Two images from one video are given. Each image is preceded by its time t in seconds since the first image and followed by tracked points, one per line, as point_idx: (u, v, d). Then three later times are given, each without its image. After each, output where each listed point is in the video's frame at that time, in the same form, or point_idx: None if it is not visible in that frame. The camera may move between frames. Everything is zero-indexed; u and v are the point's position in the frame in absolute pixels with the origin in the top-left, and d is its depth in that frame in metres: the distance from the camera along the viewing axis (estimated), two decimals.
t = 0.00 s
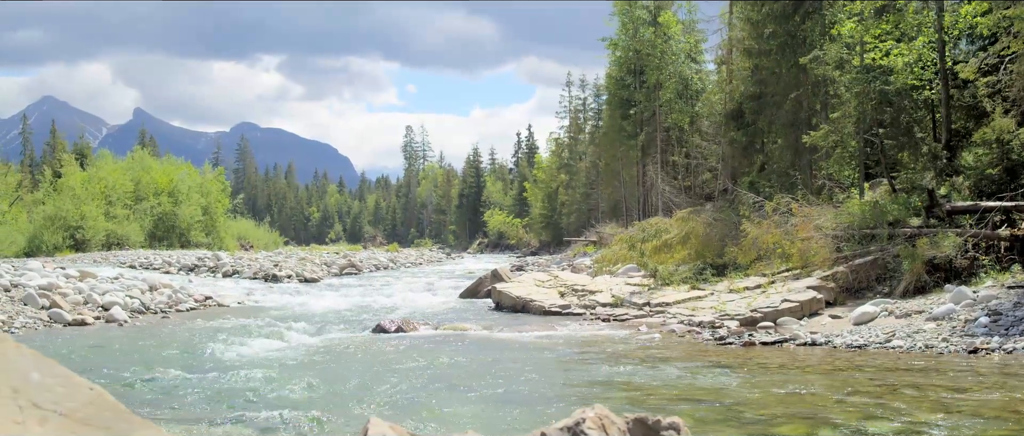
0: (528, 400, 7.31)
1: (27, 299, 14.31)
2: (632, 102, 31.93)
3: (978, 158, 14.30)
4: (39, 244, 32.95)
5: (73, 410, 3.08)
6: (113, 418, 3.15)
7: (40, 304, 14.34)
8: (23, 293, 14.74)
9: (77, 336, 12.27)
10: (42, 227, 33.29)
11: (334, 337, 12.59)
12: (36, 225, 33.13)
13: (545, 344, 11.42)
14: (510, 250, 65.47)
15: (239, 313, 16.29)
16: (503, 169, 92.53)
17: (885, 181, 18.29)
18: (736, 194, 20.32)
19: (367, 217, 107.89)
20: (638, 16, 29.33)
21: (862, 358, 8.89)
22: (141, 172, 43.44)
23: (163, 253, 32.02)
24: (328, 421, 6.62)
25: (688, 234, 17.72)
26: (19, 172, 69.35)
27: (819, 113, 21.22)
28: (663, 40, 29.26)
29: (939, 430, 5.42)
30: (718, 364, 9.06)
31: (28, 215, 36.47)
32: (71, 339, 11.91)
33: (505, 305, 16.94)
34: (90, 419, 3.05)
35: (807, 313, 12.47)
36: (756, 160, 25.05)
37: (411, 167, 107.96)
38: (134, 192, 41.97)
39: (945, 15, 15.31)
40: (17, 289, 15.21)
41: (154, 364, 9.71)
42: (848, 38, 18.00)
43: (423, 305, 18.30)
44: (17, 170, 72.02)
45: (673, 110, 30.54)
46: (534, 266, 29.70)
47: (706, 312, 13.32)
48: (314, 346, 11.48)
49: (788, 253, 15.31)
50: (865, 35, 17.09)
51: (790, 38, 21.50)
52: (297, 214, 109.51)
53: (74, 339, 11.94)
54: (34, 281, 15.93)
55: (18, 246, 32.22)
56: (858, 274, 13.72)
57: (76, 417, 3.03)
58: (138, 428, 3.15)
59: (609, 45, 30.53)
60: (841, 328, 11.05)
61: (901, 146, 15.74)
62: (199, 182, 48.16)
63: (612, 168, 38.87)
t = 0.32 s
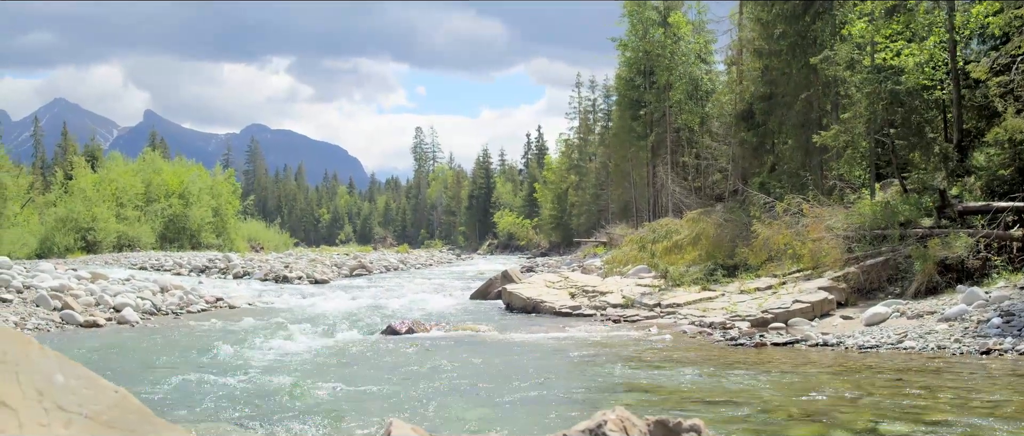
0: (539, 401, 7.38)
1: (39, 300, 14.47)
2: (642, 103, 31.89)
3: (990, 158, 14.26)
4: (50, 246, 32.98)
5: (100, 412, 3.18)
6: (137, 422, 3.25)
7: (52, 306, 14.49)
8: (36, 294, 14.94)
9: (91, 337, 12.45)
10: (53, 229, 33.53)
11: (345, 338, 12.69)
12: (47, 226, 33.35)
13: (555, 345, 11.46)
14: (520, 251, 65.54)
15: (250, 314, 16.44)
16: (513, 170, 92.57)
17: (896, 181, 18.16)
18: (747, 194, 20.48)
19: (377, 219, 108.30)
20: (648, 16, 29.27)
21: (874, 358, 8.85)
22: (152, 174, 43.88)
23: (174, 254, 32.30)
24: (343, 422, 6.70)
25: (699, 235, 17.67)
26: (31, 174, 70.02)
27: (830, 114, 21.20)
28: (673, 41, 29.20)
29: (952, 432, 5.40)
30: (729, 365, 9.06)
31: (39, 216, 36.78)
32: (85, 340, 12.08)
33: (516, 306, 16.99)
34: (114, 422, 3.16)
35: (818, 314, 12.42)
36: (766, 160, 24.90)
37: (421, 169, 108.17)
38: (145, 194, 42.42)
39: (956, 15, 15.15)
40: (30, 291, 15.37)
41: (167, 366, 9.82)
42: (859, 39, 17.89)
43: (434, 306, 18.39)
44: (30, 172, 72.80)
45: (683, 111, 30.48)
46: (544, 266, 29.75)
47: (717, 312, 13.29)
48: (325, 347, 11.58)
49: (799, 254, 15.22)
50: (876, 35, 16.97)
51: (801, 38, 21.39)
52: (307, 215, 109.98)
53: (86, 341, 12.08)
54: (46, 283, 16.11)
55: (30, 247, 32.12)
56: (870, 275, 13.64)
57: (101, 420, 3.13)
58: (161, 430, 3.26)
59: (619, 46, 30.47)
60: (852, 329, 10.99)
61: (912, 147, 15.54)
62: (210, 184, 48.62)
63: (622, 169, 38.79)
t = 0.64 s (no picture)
0: (553, 402, 7.44)
1: (54, 300, 14.68)
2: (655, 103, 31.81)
3: (1006, 158, 14.14)
4: (65, 246, 33.15)
5: (131, 413, 3.31)
6: (168, 423, 3.39)
7: (68, 306, 14.71)
8: (51, 294, 15.15)
9: (107, 337, 12.65)
10: (68, 229, 33.64)
11: (360, 339, 12.82)
12: (62, 227, 33.44)
13: (568, 345, 11.51)
14: (533, 251, 65.56)
15: (262, 314, 16.62)
16: (526, 170, 92.59)
17: (911, 181, 18.10)
18: (761, 194, 20.41)
19: (390, 219, 108.73)
20: (661, 15, 29.22)
21: (889, 359, 8.78)
22: (167, 174, 44.41)
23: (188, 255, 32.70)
24: (365, 421, 6.81)
25: (712, 235, 17.59)
26: (46, 175, 70.92)
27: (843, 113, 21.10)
28: (685, 41, 29.10)
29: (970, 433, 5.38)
30: (742, 365, 9.04)
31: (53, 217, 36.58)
32: (102, 340, 12.28)
33: (529, 306, 17.03)
34: (145, 424, 3.29)
35: (833, 314, 12.33)
36: (780, 160, 24.75)
37: (433, 169, 108.53)
38: (159, 194, 42.94)
39: (972, 14, 14.96)
40: (46, 291, 15.60)
41: (184, 366, 9.96)
42: (872, 38, 17.52)
43: (447, 307, 18.47)
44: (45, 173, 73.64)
45: (695, 111, 29.94)
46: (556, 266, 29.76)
47: (731, 312, 13.25)
48: (340, 347, 11.71)
49: (813, 254, 15.13)
50: (891, 34, 16.63)
51: (814, 38, 21.19)
52: (320, 216, 110.70)
53: (102, 341, 12.28)
54: (62, 283, 16.35)
55: (45, 247, 31.64)
56: (884, 274, 13.53)
57: (131, 421, 3.26)
58: (193, 432, 3.41)
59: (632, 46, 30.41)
60: (867, 329, 10.89)
61: (927, 146, 15.60)
62: (223, 185, 49.18)
63: (635, 169, 38.73)
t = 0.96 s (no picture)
0: (570, 403, 7.50)
1: (74, 301, 14.97)
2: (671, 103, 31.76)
3: None
4: (84, 247, 33.24)
5: (166, 417, 3.44)
6: (203, 426, 3.50)
7: (87, 307, 15.00)
8: (71, 296, 15.42)
9: (127, 338, 12.92)
10: (87, 231, 33.74)
11: (378, 339, 12.97)
12: (81, 228, 33.53)
13: (583, 347, 11.52)
14: (549, 252, 65.49)
15: (280, 316, 16.84)
16: (541, 171, 92.50)
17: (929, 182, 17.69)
18: (778, 194, 20.30)
19: (406, 220, 109.25)
20: (677, 16, 29.17)
21: (908, 360, 8.70)
22: (185, 176, 45.07)
23: (206, 256, 33.16)
24: (386, 422, 6.93)
25: (729, 235, 17.52)
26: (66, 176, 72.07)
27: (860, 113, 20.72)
28: (701, 41, 28.93)
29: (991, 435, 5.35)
30: (760, 367, 9.01)
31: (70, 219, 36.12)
32: (124, 341, 12.55)
33: (546, 307, 17.07)
34: (180, 427, 3.41)
35: (851, 315, 12.21)
36: (797, 160, 24.50)
37: (449, 171, 108.87)
38: (177, 195, 43.66)
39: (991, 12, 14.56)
40: (65, 292, 15.90)
41: (204, 367, 10.15)
42: (891, 38, 17.34)
43: (463, 308, 18.58)
44: (65, 176, 74.86)
45: (712, 111, 29.63)
46: (573, 268, 29.74)
47: (748, 314, 13.18)
48: (358, 348, 11.85)
49: (831, 255, 15.02)
50: (909, 33, 16.31)
51: (832, 38, 21.05)
52: (337, 217, 111.56)
53: (122, 342, 12.51)
54: (81, 284, 16.63)
55: (63, 249, 31.41)
56: (903, 275, 13.40)
57: (166, 425, 3.38)
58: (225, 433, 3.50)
59: (647, 46, 30.33)
60: (886, 330, 10.79)
61: (945, 146, 15.24)
62: (240, 186, 49.85)
63: (651, 169, 38.60)
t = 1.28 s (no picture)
0: (586, 406, 7.52)
1: (93, 303, 15.22)
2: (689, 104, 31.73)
3: None
4: (103, 249, 33.65)
5: (198, 422, 3.54)
6: (234, 431, 3.58)
7: (106, 308, 15.28)
8: (90, 297, 15.70)
9: (148, 340, 13.17)
10: (106, 232, 34.17)
11: (397, 341, 13.13)
12: (101, 230, 33.94)
13: (599, 348, 11.54)
14: (566, 253, 65.40)
15: (298, 317, 17.08)
16: (558, 172, 92.44)
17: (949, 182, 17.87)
18: (797, 196, 20.13)
19: (423, 221, 109.75)
20: (694, 18, 29.17)
21: (929, 362, 8.61)
22: (203, 178, 45.80)
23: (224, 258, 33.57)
24: (405, 423, 7.02)
25: (747, 236, 17.43)
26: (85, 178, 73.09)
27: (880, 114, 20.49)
28: (719, 42, 28.74)
29: None
30: (779, 369, 8.97)
31: (91, 221, 36.18)
32: (145, 343, 12.80)
33: (564, 309, 17.11)
34: (212, 431, 3.52)
35: (870, 317, 12.07)
36: (816, 161, 24.33)
37: (466, 172, 109.15)
38: (195, 197, 44.42)
39: (1013, 13, 14.50)
40: (85, 293, 16.17)
41: (223, 368, 10.32)
42: (910, 37, 16.94)
43: (480, 309, 18.68)
44: (85, 178, 75.94)
45: (729, 112, 29.35)
46: (591, 269, 29.70)
47: (767, 315, 13.09)
48: (377, 350, 11.98)
49: (850, 256, 14.84)
50: (929, 34, 16.15)
51: (850, 38, 20.68)
52: (354, 219, 112.32)
53: (143, 343, 12.74)
54: (100, 286, 16.89)
55: (83, 250, 31.23)
56: (923, 277, 13.15)
57: (199, 430, 3.49)
58: None
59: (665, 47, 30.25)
60: (906, 332, 10.65)
61: (966, 147, 15.04)
62: (259, 188, 50.53)
63: (668, 170, 38.43)
